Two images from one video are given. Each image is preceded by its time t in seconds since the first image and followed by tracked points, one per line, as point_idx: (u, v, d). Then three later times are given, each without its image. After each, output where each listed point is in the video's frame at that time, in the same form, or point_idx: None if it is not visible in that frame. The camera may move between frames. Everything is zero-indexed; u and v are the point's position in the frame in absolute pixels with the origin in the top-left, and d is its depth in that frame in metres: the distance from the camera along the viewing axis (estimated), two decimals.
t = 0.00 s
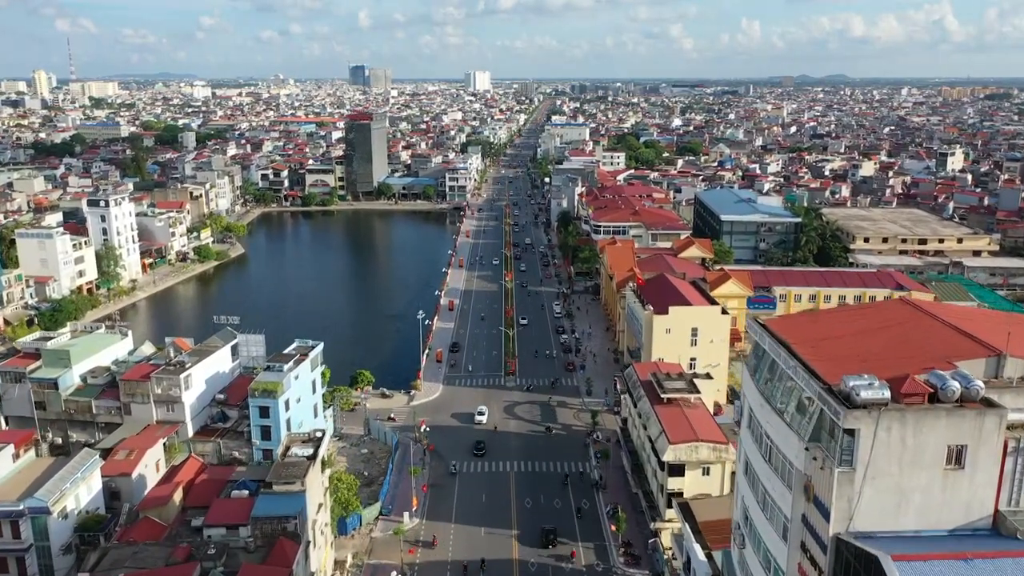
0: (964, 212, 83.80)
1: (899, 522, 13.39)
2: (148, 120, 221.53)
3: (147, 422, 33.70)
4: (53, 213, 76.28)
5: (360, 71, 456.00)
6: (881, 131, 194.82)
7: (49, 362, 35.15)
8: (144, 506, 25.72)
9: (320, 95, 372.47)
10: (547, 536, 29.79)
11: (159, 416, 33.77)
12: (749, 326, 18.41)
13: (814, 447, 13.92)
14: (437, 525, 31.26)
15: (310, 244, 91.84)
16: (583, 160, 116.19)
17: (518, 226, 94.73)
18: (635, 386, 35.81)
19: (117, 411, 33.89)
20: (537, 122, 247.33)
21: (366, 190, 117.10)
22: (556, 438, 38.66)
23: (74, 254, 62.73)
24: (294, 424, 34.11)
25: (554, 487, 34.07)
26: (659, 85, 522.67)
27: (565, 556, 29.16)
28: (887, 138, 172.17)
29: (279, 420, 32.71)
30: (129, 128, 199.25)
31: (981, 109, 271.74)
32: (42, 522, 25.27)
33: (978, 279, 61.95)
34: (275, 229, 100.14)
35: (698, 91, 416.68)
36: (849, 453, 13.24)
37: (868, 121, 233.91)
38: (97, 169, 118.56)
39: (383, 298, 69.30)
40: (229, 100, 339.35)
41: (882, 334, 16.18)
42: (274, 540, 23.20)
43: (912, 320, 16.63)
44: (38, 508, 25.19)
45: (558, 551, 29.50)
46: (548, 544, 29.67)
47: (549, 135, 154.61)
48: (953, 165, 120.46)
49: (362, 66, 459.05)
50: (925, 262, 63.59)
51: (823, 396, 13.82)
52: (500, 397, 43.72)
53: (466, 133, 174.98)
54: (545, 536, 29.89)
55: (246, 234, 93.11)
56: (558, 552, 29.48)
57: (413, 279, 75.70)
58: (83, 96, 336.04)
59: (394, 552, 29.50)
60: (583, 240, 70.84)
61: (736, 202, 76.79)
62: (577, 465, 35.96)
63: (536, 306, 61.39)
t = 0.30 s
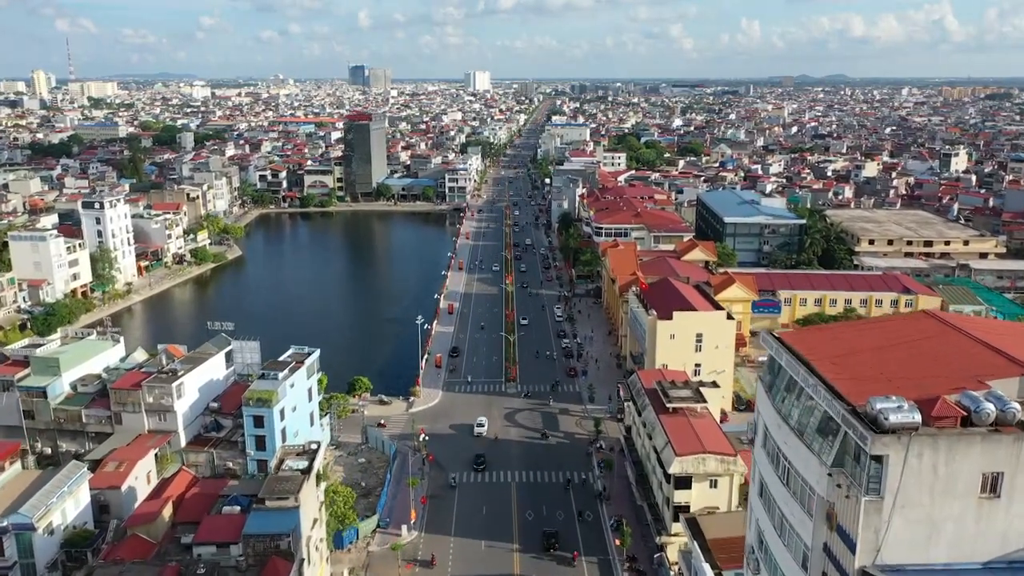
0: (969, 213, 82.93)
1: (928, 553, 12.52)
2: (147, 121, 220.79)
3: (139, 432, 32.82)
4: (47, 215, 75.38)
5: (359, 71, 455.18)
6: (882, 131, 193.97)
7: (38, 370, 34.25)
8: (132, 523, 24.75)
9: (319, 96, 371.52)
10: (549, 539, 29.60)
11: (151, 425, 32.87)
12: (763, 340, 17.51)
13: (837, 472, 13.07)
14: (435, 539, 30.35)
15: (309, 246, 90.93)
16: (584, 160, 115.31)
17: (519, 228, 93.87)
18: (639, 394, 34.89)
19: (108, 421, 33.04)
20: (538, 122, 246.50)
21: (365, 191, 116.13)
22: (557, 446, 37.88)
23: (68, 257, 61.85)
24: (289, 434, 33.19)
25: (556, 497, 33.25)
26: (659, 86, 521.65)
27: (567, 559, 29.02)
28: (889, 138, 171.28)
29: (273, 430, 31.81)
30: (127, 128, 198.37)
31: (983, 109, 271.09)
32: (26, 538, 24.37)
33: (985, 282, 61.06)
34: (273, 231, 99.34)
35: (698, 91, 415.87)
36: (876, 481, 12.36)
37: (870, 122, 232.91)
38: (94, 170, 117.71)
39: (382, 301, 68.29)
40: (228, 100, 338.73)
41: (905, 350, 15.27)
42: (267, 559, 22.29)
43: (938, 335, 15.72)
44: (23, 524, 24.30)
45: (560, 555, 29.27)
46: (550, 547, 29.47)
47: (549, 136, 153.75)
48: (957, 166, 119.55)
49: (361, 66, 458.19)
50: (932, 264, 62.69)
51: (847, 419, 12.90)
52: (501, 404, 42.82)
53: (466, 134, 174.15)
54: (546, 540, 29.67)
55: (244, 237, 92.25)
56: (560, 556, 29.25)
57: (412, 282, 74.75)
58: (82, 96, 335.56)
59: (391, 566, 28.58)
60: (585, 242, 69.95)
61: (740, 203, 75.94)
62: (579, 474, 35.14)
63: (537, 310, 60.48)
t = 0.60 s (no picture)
0: (975, 214, 82.11)
1: None
2: (145, 121, 219.96)
3: (130, 442, 31.92)
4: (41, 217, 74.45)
5: (359, 71, 454.38)
6: (884, 131, 193.20)
7: (26, 379, 33.39)
8: (118, 543, 23.87)
9: (319, 96, 370.58)
10: (550, 544, 29.20)
11: (142, 436, 31.95)
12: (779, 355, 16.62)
13: (864, 501, 12.18)
14: (435, 553, 29.44)
15: (308, 248, 90.01)
16: (585, 161, 114.42)
17: (519, 229, 93.02)
18: (643, 403, 33.97)
19: (98, 431, 32.13)
20: (538, 121, 245.63)
21: (364, 192, 115.26)
22: (560, 455, 36.99)
23: (62, 260, 60.98)
24: (284, 444, 32.31)
25: (559, 509, 32.39)
26: (660, 85, 520.64)
27: (569, 565, 28.65)
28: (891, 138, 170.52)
29: (267, 440, 30.91)
30: (125, 129, 197.49)
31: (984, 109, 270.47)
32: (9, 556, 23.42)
33: (992, 285, 60.21)
34: (272, 232, 98.48)
35: (698, 91, 415.15)
36: (908, 512, 11.45)
37: (871, 122, 231.95)
38: (91, 171, 116.81)
39: (381, 304, 67.31)
40: (227, 100, 338.07)
41: (932, 367, 14.40)
42: None
43: (965, 349, 14.86)
44: (6, 541, 23.36)
45: (562, 561, 28.87)
46: (552, 552, 29.07)
47: (550, 136, 152.91)
48: (961, 167, 118.72)
49: (361, 66, 457.41)
50: (938, 267, 61.83)
51: (875, 445, 12.00)
52: (501, 411, 41.91)
53: (466, 134, 173.33)
54: (548, 545, 29.26)
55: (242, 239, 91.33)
56: (562, 562, 28.85)
57: (412, 284, 73.76)
58: (81, 96, 334.91)
59: None
60: (586, 244, 69.07)
61: (743, 205, 75.09)
62: (582, 484, 34.31)
63: (538, 314, 59.55)
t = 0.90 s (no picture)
0: (980, 216, 81.27)
1: None
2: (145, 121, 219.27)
3: (120, 453, 31.02)
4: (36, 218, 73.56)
5: (359, 71, 453.67)
6: (886, 131, 192.45)
7: (14, 387, 32.54)
8: (103, 561, 22.96)
9: (318, 96, 369.62)
10: (552, 547, 29.03)
11: (133, 446, 31.04)
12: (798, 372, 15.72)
13: (895, 535, 11.30)
14: (434, 568, 28.52)
15: (306, 250, 89.08)
16: (586, 161, 113.55)
17: (519, 231, 92.10)
18: (648, 411, 33.05)
19: (87, 441, 31.22)
20: (538, 121, 244.70)
21: (363, 193, 114.45)
22: (562, 464, 36.11)
23: (56, 263, 60.11)
24: (279, 454, 31.40)
25: (562, 521, 31.54)
26: (661, 84, 519.88)
27: (571, 568, 28.49)
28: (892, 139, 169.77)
29: (262, 450, 29.99)
30: (124, 129, 196.70)
31: (986, 109, 269.83)
32: None
33: (1000, 288, 59.33)
34: (270, 234, 97.67)
35: (698, 91, 414.46)
36: (945, 549, 10.55)
37: (872, 122, 231.12)
38: (89, 172, 116.00)
39: (380, 307, 66.30)
40: (227, 99, 337.28)
41: (964, 387, 13.50)
42: None
43: (999, 367, 13.96)
44: None
45: (563, 564, 28.67)
46: (554, 556, 28.85)
47: (550, 136, 152.09)
48: (964, 167, 117.88)
49: (361, 66, 456.79)
50: (945, 270, 60.95)
51: (908, 474, 11.12)
52: (502, 418, 40.99)
53: (466, 134, 172.54)
54: (550, 548, 29.05)
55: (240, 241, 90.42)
56: (563, 566, 28.64)
57: (411, 286, 72.77)
58: (80, 96, 334.24)
59: None
60: (588, 247, 68.20)
61: (746, 206, 74.21)
62: (585, 495, 33.47)
63: (539, 317, 58.62)
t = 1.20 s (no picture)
0: (986, 217, 80.25)
1: None
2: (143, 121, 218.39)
3: (110, 464, 30.13)
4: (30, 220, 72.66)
5: (358, 71, 452.79)
6: (887, 131, 191.61)
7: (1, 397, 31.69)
8: None
9: (318, 96, 368.44)
10: (553, 552, 28.75)
11: (123, 457, 30.15)
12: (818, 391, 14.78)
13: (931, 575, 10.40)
14: None
15: (305, 251, 88.11)
16: (586, 162, 112.64)
17: (520, 232, 91.12)
18: (652, 421, 32.17)
19: (76, 452, 30.33)
20: (538, 121, 243.64)
21: (362, 194, 113.58)
22: (565, 474, 35.22)
23: (49, 267, 59.25)
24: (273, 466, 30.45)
25: (564, 533, 30.67)
26: (661, 84, 519.26)
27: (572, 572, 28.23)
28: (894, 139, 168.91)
29: (255, 461, 29.07)
30: (122, 129, 195.79)
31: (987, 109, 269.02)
32: None
33: (1008, 291, 58.39)
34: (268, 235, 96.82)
35: (698, 91, 413.62)
36: None
37: (874, 122, 230.30)
38: (85, 173, 115.12)
39: (378, 310, 65.27)
40: (226, 100, 336.26)
41: (1000, 409, 12.57)
42: None
43: None
44: None
45: (564, 568, 28.40)
46: (555, 560, 28.60)
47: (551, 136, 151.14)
48: (968, 168, 116.94)
49: (361, 66, 455.76)
50: (952, 273, 60.00)
51: (946, 510, 10.21)
52: (502, 426, 40.09)
53: (466, 135, 171.69)
54: (552, 553, 28.78)
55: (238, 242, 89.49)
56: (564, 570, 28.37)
57: (410, 289, 71.77)
58: (79, 96, 333.39)
59: None
60: (589, 249, 67.25)
61: (749, 208, 73.29)
62: (588, 506, 32.60)
63: (539, 321, 57.66)
